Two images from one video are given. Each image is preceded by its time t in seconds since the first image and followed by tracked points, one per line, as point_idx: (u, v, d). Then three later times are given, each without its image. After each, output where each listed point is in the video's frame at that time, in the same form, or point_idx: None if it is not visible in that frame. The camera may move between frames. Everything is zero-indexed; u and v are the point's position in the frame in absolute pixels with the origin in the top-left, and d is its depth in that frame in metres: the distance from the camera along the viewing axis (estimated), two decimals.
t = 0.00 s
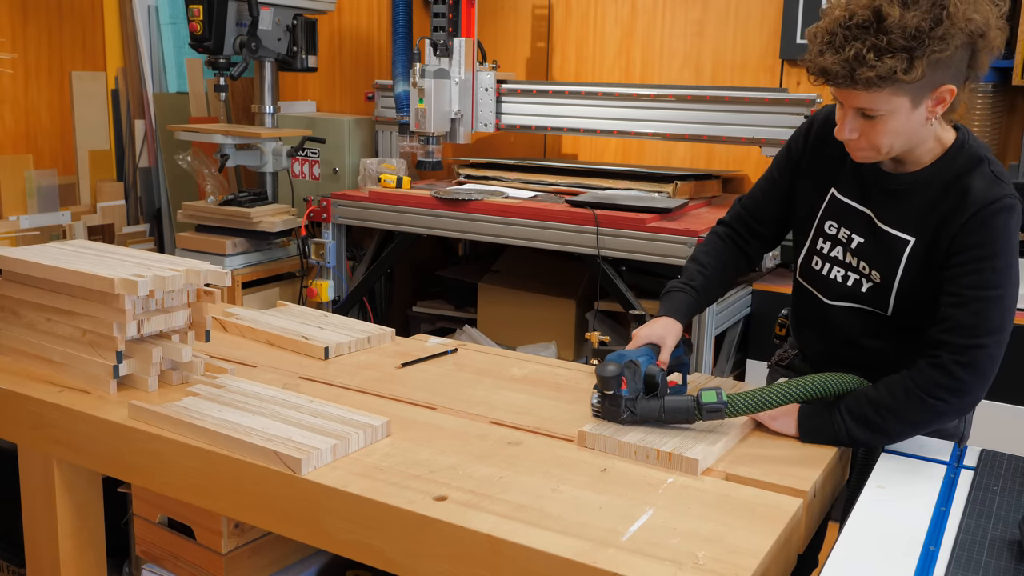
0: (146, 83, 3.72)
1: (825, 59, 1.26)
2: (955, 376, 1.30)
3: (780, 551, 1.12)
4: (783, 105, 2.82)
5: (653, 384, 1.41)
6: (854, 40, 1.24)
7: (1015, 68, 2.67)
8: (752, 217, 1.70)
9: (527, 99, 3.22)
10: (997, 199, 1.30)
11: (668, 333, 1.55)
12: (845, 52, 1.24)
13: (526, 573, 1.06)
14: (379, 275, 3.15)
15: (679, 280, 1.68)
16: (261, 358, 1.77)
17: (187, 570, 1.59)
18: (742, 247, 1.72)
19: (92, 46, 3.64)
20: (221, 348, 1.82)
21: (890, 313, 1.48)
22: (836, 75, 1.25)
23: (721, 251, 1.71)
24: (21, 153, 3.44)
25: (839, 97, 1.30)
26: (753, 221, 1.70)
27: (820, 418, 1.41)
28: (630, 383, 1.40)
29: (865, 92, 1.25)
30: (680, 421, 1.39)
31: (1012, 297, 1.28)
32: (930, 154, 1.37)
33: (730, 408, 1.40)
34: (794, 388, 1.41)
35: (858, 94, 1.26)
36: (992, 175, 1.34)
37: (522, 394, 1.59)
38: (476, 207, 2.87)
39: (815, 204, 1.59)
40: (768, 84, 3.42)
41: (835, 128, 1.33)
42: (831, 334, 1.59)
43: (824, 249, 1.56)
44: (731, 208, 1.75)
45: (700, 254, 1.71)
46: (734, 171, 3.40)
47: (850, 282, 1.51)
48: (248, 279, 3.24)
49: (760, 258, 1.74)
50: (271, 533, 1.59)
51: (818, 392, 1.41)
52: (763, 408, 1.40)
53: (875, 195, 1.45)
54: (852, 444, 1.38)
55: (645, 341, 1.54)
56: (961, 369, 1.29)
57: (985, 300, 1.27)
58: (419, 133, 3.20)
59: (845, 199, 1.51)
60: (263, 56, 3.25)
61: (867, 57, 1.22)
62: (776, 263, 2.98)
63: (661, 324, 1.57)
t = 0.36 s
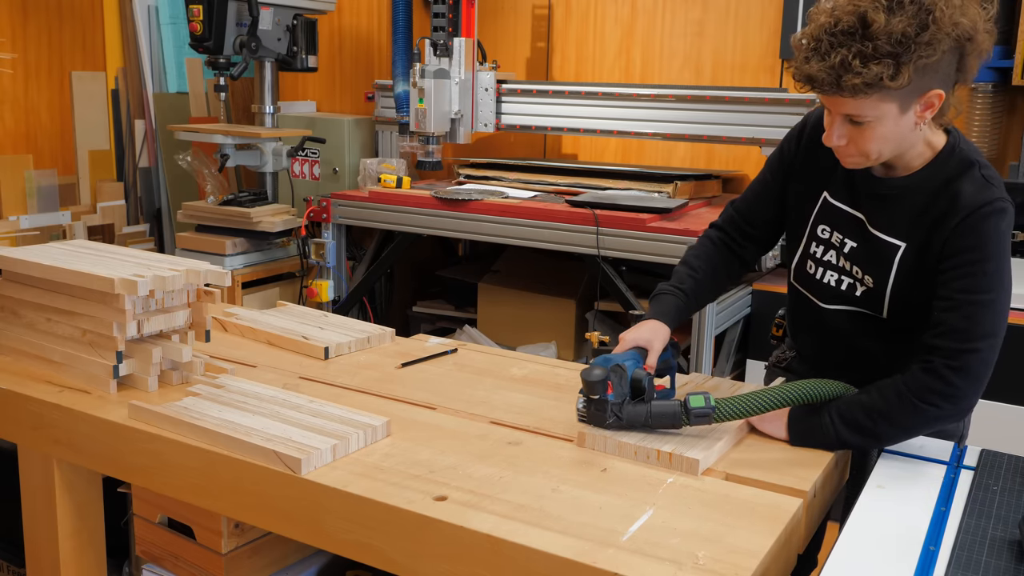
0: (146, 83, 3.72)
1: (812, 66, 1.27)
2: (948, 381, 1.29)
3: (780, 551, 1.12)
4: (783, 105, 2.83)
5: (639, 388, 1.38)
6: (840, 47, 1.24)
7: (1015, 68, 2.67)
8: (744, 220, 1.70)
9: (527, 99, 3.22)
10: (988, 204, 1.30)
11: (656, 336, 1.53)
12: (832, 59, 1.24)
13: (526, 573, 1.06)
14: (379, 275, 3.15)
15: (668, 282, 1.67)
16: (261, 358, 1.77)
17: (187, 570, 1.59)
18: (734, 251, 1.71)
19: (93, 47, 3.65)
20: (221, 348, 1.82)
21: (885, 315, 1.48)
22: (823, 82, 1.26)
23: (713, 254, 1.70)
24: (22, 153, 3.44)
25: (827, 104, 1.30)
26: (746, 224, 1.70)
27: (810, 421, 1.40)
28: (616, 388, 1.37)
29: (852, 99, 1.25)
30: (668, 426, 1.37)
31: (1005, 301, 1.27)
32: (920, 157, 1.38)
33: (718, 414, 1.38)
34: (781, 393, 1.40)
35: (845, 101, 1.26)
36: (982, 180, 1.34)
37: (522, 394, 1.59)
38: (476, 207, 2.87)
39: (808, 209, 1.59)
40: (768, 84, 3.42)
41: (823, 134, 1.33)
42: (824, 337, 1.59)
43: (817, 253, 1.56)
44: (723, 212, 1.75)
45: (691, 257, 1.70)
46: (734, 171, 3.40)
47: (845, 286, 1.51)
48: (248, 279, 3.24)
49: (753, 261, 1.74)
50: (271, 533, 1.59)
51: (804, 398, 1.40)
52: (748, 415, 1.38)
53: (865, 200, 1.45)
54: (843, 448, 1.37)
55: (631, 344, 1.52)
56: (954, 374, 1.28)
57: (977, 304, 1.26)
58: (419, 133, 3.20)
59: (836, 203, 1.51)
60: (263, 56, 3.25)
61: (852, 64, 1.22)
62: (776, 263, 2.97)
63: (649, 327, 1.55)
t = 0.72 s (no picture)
0: (146, 83, 3.72)
1: (806, 67, 1.26)
2: (944, 381, 1.27)
3: (780, 552, 1.12)
4: (783, 104, 2.82)
5: (627, 394, 1.35)
6: (833, 47, 1.24)
7: (1015, 68, 2.67)
8: (735, 221, 1.70)
9: (527, 99, 3.22)
10: (979, 203, 1.30)
11: (642, 341, 1.52)
12: (826, 59, 1.24)
13: (526, 573, 1.06)
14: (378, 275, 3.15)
15: (658, 286, 1.66)
16: (262, 358, 1.77)
17: (187, 570, 1.59)
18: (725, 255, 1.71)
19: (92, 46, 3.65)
20: (221, 348, 1.82)
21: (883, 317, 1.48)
22: (816, 83, 1.25)
23: (703, 256, 1.70)
24: (22, 153, 3.44)
25: (820, 106, 1.30)
26: (737, 225, 1.69)
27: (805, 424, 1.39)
28: (605, 395, 1.34)
29: (846, 100, 1.25)
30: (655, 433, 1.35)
31: (1000, 299, 1.26)
32: (912, 158, 1.37)
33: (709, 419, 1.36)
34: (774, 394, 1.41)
35: (839, 101, 1.26)
36: (974, 179, 1.34)
37: (522, 394, 1.59)
38: (475, 207, 2.87)
39: (802, 211, 1.59)
40: (768, 83, 3.42)
41: (816, 136, 1.32)
42: (820, 339, 1.59)
43: (811, 256, 1.56)
44: (715, 213, 1.74)
45: (682, 258, 1.70)
46: (734, 171, 3.40)
47: (840, 289, 1.51)
48: (248, 279, 3.24)
49: (745, 263, 1.73)
50: (271, 532, 1.59)
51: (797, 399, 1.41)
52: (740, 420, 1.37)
53: (858, 202, 1.45)
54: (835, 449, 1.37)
55: (617, 349, 1.51)
56: (949, 373, 1.27)
57: (972, 303, 1.25)
58: (419, 133, 3.20)
59: (829, 205, 1.51)
60: (263, 56, 3.25)
61: (847, 64, 1.22)
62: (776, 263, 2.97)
63: (636, 331, 1.54)
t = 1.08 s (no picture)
0: (145, 83, 3.72)
1: (815, 44, 1.26)
2: (959, 366, 1.26)
3: (780, 552, 1.12)
4: (783, 104, 2.83)
5: (614, 400, 1.31)
6: (843, 25, 1.24)
7: (1015, 67, 2.67)
8: (727, 222, 1.67)
9: (526, 99, 3.22)
10: (976, 188, 1.31)
11: (627, 343, 1.50)
12: (836, 35, 1.24)
13: (526, 573, 1.06)
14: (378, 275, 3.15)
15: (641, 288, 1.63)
16: (261, 358, 1.77)
17: (187, 570, 1.59)
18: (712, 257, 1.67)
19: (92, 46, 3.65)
20: (221, 348, 1.82)
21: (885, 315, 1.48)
22: (825, 60, 1.25)
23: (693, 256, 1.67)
24: (22, 153, 3.44)
25: (826, 86, 1.30)
26: (729, 225, 1.67)
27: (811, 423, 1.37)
28: (591, 401, 1.29)
29: (854, 78, 1.25)
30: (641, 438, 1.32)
31: (1004, 281, 1.26)
32: (912, 149, 1.38)
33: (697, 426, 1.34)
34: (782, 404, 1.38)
35: (847, 80, 1.26)
36: (971, 166, 1.35)
37: (522, 394, 1.59)
38: (476, 207, 2.87)
39: (801, 210, 1.59)
40: (768, 83, 3.42)
41: (821, 117, 1.32)
42: (825, 339, 1.59)
43: (814, 254, 1.56)
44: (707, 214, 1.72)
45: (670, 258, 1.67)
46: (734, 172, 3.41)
47: (843, 287, 1.51)
48: (248, 279, 3.24)
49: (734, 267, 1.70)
50: (271, 533, 1.59)
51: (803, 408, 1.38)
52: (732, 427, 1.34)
53: (858, 197, 1.46)
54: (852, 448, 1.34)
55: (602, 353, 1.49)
56: (963, 358, 1.26)
57: (978, 286, 1.25)
58: (419, 133, 3.20)
59: (828, 202, 1.52)
60: (263, 56, 3.25)
61: (857, 40, 1.22)
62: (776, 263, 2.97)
63: (620, 335, 1.52)
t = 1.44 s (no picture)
0: (146, 83, 3.72)
1: (830, 40, 1.27)
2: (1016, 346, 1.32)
3: (780, 552, 1.12)
4: (783, 104, 2.83)
5: (637, 339, 1.36)
6: (856, 21, 1.26)
7: (1014, 68, 2.68)
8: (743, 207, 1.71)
9: (527, 99, 3.22)
10: (1006, 177, 1.35)
11: (655, 297, 1.54)
12: (850, 31, 1.25)
13: (526, 573, 1.06)
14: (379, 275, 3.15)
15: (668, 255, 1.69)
16: (261, 358, 1.77)
17: (187, 570, 1.60)
18: (731, 240, 1.73)
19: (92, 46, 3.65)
20: (221, 348, 1.82)
21: (893, 308, 1.51)
22: (840, 55, 1.27)
23: (709, 239, 1.72)
24: (22, 153, 3.44)
25: (838, 79, 1.32)
26: (744, 215, 1.72)
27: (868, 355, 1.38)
28: (615, 338, 1.32)
29: (869, 71, 1.27)
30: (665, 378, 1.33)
31: None
32: (924, 136, 1.42)
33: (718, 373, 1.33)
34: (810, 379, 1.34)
35: (861, 73, 1.28)
36: (992, 152, 1.40)
37: (522, 394, 1.59)
38: (476, 207, 2.87)
39: (809, 201, 1.60)
40: (768, 83, 3.42)
41: (834, 110, 1.34)
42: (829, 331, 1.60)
43: (826, 242, 1.57)
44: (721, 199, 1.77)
45: (687, 241, 1.71)
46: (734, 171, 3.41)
47: (854, 275, 1.53)
48: (248, 279, 3.24)
49: (745, 252, 1.76)
50: (271, 532, 1.59)
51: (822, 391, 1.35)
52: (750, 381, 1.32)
53: (875, 182, 1.48)
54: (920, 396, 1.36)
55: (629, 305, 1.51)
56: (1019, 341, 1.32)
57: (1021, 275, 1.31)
58: (419, 133, 3.20)
59: (842, 189, 1.54)
60: (263, 56, 3.25)
61: (871, 35, 1.24)
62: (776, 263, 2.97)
63: (650, 292, 1.56)
